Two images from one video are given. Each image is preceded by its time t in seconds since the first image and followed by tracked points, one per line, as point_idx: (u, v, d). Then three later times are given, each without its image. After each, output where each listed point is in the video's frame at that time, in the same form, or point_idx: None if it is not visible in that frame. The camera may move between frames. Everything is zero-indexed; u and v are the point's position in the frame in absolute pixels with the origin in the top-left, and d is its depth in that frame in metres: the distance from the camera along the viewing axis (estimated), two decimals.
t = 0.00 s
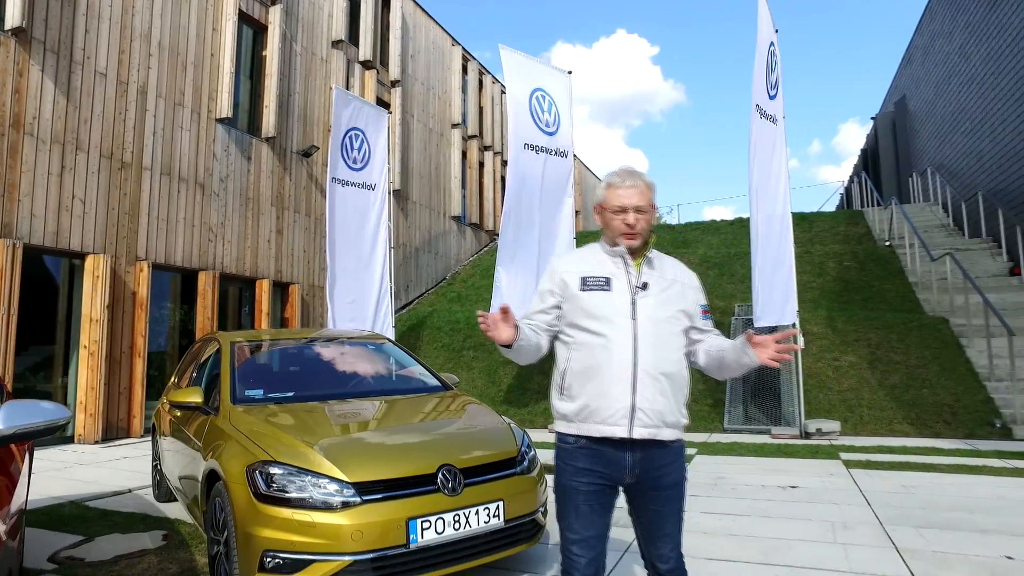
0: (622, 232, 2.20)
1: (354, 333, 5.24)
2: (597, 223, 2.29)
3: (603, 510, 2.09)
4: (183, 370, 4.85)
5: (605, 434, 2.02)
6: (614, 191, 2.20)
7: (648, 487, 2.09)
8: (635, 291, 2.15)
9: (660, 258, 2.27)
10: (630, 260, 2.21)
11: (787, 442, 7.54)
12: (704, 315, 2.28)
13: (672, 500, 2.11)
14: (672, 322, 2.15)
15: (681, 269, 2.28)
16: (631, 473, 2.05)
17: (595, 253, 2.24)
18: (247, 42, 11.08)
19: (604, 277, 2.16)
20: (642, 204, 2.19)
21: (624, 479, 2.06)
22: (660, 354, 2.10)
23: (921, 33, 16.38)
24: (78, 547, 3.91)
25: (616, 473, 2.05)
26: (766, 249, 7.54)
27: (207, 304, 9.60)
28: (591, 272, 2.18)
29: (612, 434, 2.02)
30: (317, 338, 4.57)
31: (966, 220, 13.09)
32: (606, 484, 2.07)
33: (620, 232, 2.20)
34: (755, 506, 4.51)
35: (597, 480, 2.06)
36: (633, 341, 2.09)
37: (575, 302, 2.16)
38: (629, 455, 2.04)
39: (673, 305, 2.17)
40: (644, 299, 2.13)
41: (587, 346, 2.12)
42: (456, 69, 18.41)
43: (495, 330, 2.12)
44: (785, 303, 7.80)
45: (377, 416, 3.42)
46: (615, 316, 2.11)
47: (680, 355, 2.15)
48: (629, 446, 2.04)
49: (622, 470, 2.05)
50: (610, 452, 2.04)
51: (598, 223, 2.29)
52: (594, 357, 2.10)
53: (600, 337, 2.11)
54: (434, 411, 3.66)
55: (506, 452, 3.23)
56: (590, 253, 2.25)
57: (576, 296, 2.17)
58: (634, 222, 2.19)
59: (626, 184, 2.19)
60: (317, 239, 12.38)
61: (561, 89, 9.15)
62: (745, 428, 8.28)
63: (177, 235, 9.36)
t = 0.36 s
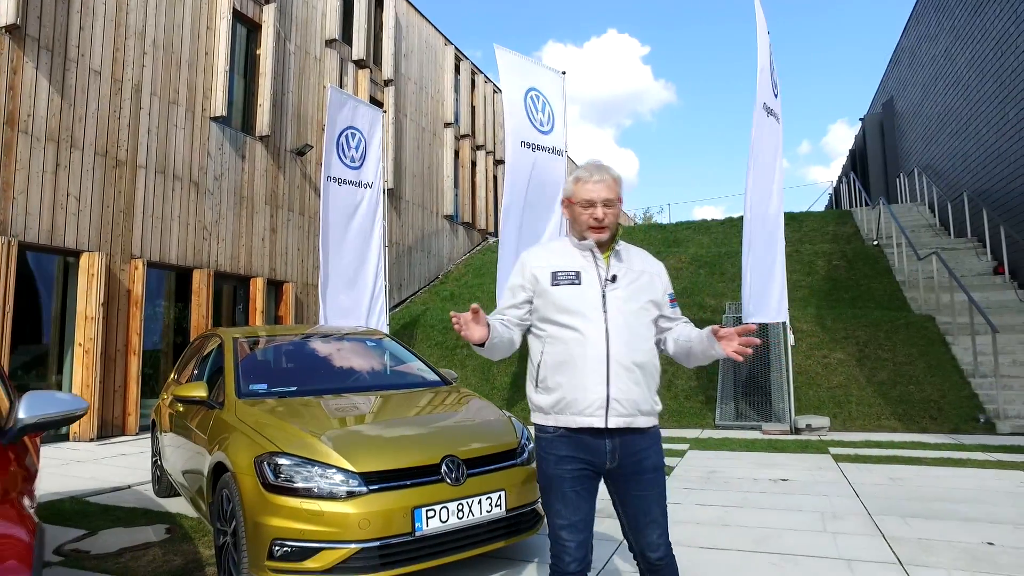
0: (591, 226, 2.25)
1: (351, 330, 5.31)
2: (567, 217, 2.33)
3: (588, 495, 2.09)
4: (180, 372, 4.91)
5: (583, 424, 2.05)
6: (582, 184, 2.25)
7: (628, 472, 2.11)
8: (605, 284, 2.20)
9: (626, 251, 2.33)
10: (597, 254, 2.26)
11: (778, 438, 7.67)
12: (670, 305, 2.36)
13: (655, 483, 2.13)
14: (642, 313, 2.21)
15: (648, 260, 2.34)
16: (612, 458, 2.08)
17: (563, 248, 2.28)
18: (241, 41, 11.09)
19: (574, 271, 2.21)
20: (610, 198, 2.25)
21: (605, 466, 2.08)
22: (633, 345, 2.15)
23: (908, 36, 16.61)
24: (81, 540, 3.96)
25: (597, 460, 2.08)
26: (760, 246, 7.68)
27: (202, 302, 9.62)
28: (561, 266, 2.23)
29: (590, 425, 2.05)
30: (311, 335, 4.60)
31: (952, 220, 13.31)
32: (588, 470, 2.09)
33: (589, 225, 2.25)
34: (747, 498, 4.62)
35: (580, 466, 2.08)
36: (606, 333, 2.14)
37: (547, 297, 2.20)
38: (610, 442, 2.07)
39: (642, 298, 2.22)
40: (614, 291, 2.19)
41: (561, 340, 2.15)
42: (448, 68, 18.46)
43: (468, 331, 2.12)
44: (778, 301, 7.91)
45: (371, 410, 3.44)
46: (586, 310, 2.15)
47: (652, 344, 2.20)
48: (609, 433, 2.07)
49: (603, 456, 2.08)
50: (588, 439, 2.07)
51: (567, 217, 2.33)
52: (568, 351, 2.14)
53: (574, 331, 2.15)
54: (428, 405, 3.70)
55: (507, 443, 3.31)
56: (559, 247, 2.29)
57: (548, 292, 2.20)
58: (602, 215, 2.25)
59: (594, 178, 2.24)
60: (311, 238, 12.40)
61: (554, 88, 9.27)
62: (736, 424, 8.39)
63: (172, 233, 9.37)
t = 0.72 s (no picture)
0: (583, 225, 2.19)
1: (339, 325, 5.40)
2: (557, 218, 2.27)
3: (582, 484, 2.13)
4: (178, 369, 5.00)
5: (569, 415, 2.06)
6: (571, 185, 2.18)
7: (616, 462, 2.08)
8: (591, 277, 2.15)
9: (616, 242, 2.26)
10: (586, 250, 2.20)
11: (751, 430, 7.97)
12: (670, 289, 2.29)
13: (644, 475, 2.06)
14: (630, 305, 2.14)
15: (638, 250, 2.26)
16: (600, 447, 2.06)
17: (552, 245, 2.26)
18: (222, 38, 11.08)
19: (561, 266, 2.17)
20: (600, 196, 2.19)
21: (595, 455, 2.07)
22: (619, 336, 2.09)
23: (875, 42, 17.13)
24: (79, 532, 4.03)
25: (585, 450, 2.08)
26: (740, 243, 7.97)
27: (184, 298, 9.63)
28: (549, 262, 2.20)
29: (576, 414, 2.05)
30: (297, 329, 4.64)
31: (916, 221, 13.82)
32: (580, 460, 2.10)
33: (580, 225, 2.19)
34: (724, 485, 4.85)
35: (571, 457, 2.10)
36: (591, 325, 2.10)
37: (535, 293, 2.19)
38: (597, 432, 2.05)
39: (629, 288, 2.15)
40: (599, 283, 2.13)
41: (548, 333, 2.15)
42: (428, 67, 18.53)
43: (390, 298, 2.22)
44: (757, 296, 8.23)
45: (358, 401, 3.53)
46: (571, 304, 2.12)
47: (639, 335, 2.13)
48: (596, 423, 2.06)
49: (591, 445, 2.07)
50: (576, 430, 2.07)
51: (557, 218, 2.27)
52: (554, 344, 2.12)
53: (559, 324, 2.13)
54: (411, 396, 3.75)
55: (500, 432, 3.47)
56: (550, 244, 2.27)
57: (536, 288, 2.19)
58: (595, 214, 2.19)
59: (583, 179, 2.17)
60: (292, 234, 12.42)
61: (536, 90, 9.47)
62: (711, 418, 8.66)
63: (154, 230, 9.36)
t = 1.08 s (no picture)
0: (607, 214, 2.16)
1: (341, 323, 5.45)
2: (579, 208, 2.25)
3: (604, 482, 2.11)
4: (180, 367, 5.05)
5: (601, 412, 2.03)
6: (593, 174, 2.16)
7: (644, 464, 2.05)
8: (619, 269, 2.12)
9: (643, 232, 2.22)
10: (612, 240, 2.17)
11: (746, 427, 8.07)
12: (701, 281, 2.25)
13: (670, 477, 2.03)
14: (660, 298, 2.11)
15: (664, 240, 2.23)
16: (628, 448, 2.04)
17: (577, 238, 2.22)
18: (220, 37, 11.10)
19: (588, 259, 2.14)
20: (624, 182, 2.17)
21: (621, 455, 2.05)
22: (650, 329, 2.07)
23: (869, 43, 17.25)
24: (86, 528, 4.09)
25: (612, 449, 2.06)
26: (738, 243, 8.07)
27: (182, 297, 9.67)
28: (575, 256, 2.17)
29: (608, 411, 2.02)
30: (295, 328, 4.67)
31: (908, 221, 13.95)
32: (604, 460, 2.08)
33: (606, 213, 2.16)
34: (721, 481, 4.94)
35: (595, 456, 2.08)
36: (621, 318, 2.07)
37: (562, 288, 2.15)
38: (625, 431, 2.03)
39: (658, 279, 2.12)
40: (629, 275, 2.10)
41: (577, 329, 2.11)
42: (424, 66, 18.56)
43: (420, 305, 2.17)
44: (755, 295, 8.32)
45: (357, 398, 3.59)
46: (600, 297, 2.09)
47: (671, 328, 2.11)
48: (624, 422, 2.03)
49: (618, 445, 2.05)
50: (603, 429, 2.05)
51: (580, 208, 2.25)
52: (584, 339, 2.09)
53: (588, 319, 2.10)
54: (410, 393, 3.80)
55: (502, 428, 3.54)
56: (574, 237, 2.23)
57: (562, 283, 2.16)
58: (619, 202, 2.16)
59: (605, 166, 2.16)
60: (289, 233, 12.45)
61: (535, 90, 9.52)
62: (708, 415, 8.75)
63: (151, 230, 9.37)
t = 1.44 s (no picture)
0: (630, 207, 2.17)
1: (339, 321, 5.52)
2: (602, 202, 2.26)
3: (624, 478, 2.10)
4: (181, 362, 5.12)
5: (630, 408, 2.02)
6: (616, 168, 2.17)
7: (667, 459, 2.06)
8: (647, 264, 2.12)
9: (666, 227, 2.25)
10: (637, 235, 2.18)
11: (738, 424, 8.20)
12: (728, 274, 2.30)
13: (690, 473, 2.06)
14: (688, 293, 2.11)
15: (689, 233, 2.25)
16: (654, 443, 2.04)
17: (602, 234, 2.22)
18: (214, 35, 11.12)
19: (615, 255, 2.14)
20: (646, 176, 2.18)
21: (647, 451, 2.05)
22: (680, 325, 2.07)
23: (859, 44, 17.42)
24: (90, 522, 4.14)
25: (638, 444, 2.05)
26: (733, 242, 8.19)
27: (177, 294, 9.71)
28: (602, 251, 2.17)
29: (638, 408, 2.00)
30: (290, 326, 4.74)
31: (897, 220, 14.14)
32: (628, 456, 2.07)
33: (629, 206, 2.17)
34: (714, 476, 5.04)
35: (620, 452, 2.07)
36: (650, 314, 2.07)
37: (589, 284, 2.15)
38: (652, 427, 2.03)
39: (685, 275, 2.13)
40: (656, 270, 2.11)
41: (605, 324, 2.11)
42: (418, 64, 18.60)
43: (448, 306, 2.22)
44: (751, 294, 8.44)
45: (353, 394, 3.67)
46: (629, 293, 2.09)
47: (700, 324, 2.12)
48: (652, 418, 2.03)
49: (644, 441, 2.04)
50: (632, 423, 2.04)
51: (602, 202, 2.26)
52: (613, 335, 2.09)
53: (616, 315, 2.10)
54: (405, 389, 3.88)
55: (500, 423, 3.63)
56: (599, 232, 2.24)
57: (589, 279, 2.16)
58: (642, 195, 2.17)
59: (627, 160, 2.17)
60: (283, 231, 12.48)
61: (530, 89, 9.59)
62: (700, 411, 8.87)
63: (147, 227, 9.39)
